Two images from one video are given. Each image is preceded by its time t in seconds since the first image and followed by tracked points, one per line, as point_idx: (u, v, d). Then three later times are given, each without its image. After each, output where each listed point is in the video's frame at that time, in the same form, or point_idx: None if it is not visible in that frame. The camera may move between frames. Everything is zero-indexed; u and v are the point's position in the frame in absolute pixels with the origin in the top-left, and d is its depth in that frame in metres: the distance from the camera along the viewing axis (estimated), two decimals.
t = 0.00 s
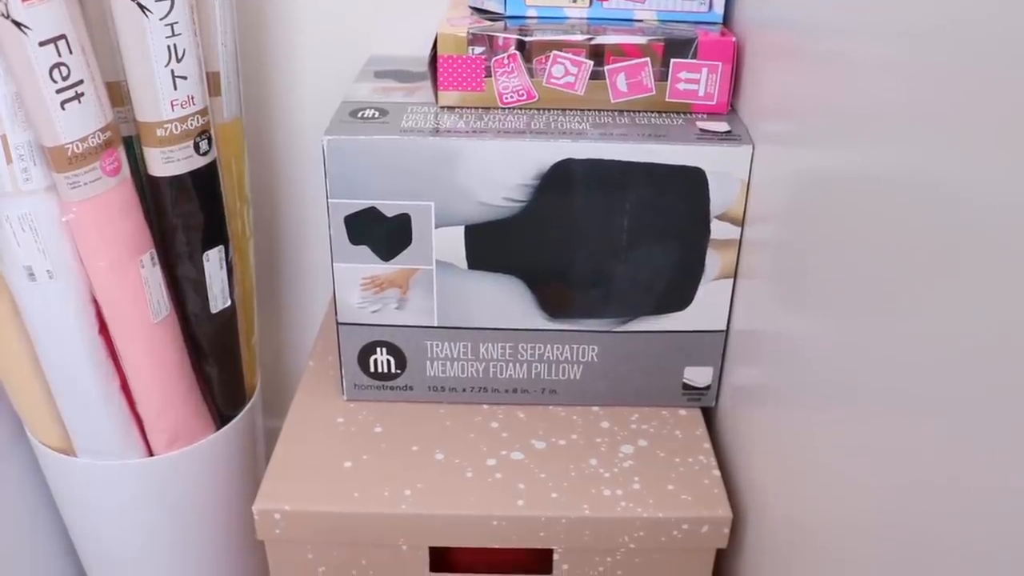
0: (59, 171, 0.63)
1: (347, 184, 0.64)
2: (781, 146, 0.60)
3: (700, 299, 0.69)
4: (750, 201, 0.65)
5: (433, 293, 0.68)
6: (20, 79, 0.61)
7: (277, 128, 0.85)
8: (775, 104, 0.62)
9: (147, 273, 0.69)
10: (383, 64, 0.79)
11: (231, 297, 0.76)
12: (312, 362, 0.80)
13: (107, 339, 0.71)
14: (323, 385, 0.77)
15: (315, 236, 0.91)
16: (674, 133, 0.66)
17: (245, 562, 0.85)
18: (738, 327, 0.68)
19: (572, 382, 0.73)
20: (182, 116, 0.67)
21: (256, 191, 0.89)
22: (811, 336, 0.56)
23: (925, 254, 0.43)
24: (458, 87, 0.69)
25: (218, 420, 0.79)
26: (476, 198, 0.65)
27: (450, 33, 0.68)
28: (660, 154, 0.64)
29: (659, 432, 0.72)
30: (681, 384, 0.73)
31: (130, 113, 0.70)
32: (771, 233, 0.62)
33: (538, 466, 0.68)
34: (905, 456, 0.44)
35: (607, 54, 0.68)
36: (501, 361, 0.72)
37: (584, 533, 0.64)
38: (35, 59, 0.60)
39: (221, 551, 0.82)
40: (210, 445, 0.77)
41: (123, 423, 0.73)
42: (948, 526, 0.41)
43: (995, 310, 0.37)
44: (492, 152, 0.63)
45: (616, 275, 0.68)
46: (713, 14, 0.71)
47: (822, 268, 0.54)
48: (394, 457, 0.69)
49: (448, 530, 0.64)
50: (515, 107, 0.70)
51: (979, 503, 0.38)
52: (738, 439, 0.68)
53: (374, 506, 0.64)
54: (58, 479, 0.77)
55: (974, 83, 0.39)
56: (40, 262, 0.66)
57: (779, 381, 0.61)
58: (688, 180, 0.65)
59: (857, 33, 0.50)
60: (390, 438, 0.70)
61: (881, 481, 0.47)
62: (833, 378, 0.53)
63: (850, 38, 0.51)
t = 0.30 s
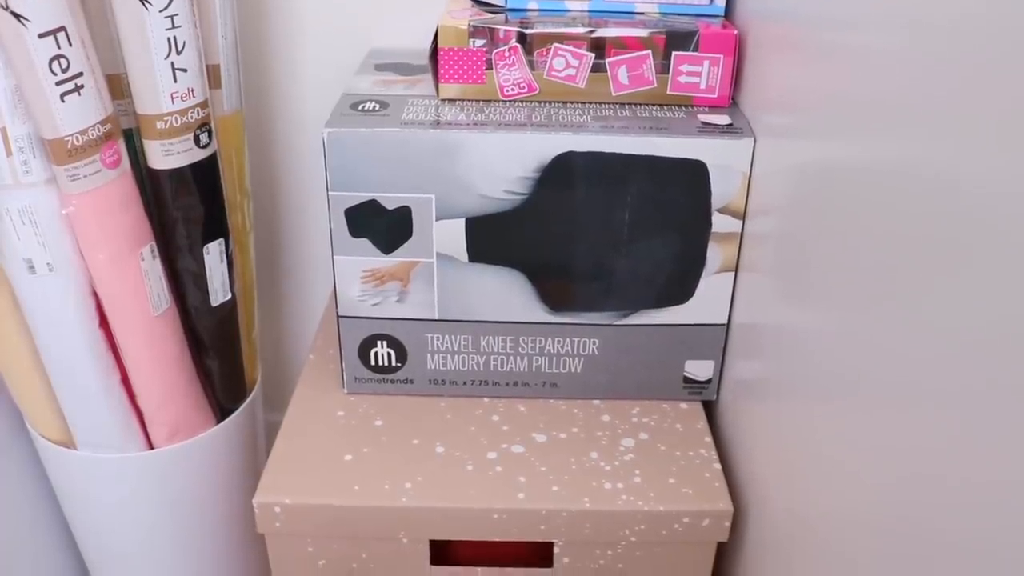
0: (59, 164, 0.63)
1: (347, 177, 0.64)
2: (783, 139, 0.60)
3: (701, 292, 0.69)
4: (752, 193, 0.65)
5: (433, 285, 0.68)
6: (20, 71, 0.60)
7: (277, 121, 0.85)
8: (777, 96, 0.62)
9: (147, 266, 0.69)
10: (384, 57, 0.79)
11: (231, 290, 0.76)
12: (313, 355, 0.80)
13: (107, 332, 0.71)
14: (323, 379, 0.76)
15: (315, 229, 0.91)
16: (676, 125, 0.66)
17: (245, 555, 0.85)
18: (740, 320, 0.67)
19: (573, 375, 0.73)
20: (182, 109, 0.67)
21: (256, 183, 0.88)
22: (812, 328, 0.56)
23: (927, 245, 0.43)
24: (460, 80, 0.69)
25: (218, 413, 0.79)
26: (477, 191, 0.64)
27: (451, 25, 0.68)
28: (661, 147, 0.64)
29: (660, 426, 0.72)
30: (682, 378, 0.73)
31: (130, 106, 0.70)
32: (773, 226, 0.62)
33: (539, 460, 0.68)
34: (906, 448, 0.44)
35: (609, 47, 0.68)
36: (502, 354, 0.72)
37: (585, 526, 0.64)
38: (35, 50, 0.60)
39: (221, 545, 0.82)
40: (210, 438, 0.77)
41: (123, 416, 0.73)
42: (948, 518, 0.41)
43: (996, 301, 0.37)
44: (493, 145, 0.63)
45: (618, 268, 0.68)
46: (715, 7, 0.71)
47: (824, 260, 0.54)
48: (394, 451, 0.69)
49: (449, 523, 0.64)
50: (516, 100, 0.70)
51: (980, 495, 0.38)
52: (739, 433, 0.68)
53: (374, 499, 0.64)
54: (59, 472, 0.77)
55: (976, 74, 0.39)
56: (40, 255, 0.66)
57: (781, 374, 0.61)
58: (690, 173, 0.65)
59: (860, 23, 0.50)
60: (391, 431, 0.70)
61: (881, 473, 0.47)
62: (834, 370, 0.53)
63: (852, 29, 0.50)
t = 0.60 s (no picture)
0: (59, 154, 0.63)
1: (347, 166, 0.64)
2: (785, 129, 0.60)
3: (702, 283, 0.69)
4: (754, 184, 0.65)
5: (434, 276, 0.68)
6: (19, 60, 0.60)
7: (277, 112, 0.85)
8: (779, 86, 0.61)
9: (148, 257, 0.69)
10: (384, 47, 0.78)
11: (232, 281, 0.76)
12: (313, 346, 0.80)
13: (107, 323, 0.70)
14: (323, 370, 0.76)
15: (316, 220, 0.90)
16: (678, 115, 0.66)
17: (246, 546, 0.85)
18: (741, 311, 0.67)
19: (574, 366, 0.72)
20: (182, 99, 0.66)
21: (256, 174, 0.88)
22: (812, 318, 0.55)
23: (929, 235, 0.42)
24: (461, 70, 0.68)
25: (219, 404, 0.79)
26: (477, 181, 0.64)
27: (453, 15, 0.68)
28: (663, 137, 0.63)
29: (661, 417, 0.72)
30: (683, 369, 0.73)
31: (130, 96, 0.70)
32: (774, 216, 0.62)
33: (540, 450, 0.68)
34: (906, 438, 0.44)
35: (611, 36, 0.67)
36: (503, 345, 0.71)
37: (585, 516, 0.64)
38: (34, 39, 0.60)
39: (222, 535, 0.82)
40: (210, 429, 0.77)
41: (124, 407, 0.73)
42: (949, 508, 0.41)
43: (999, 290, 0.37)
44: (494, 135, 0.63)
45: (619, 259, 0.68)
46: None
47: (825, 250, 0.54)
48: (395, 441, 0.68)
49: (450, 514, 0.64)
50: (518, 90, 0.69)
51: (981, 485, 0.38)
52: (741, 423, 0.68)
53: (375, 489, 0.64)
54: (59, 463, 0.76)
55: (979, 61, 0.38)
56: (40, 246, 0.65)
57: (782, 364, 0.61)
58: (691, 163, 0.65)
59: (863, 12, 0.49)
60: (392, 422, 0.70)
61: (882, 463, 0.47)
62: (836, 360, 0.52)
63: (855, 18, 0.50)
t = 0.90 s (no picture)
0: (59, 143, 0.63)
1: (349, 155, 0.64)
2: (787, 118, 0.60)
3: (704, 274, 0.68)
4: (755, 173, 0.65)
5: (436, 266, 0.68)
6: (19, 50, 0.60)
7: (278, 103, 0.85)
8: (781, 76, 0.61)
9: (148, 247, 0.69)
10: (385, 37, 0.78)
11: (233, 272, 0.76)
12: (314, 336, 0.79)
13: (108, 313, 0.70)
14: (324, 360, 0.76)
15: (316, 211, 0.90)
16: (679, 104, 0.65)
17: (247, 537, 0.85)
18: (743, 301, 0.67)
19: (575, 356, 0.72)
20: (182, 88, 0.66)
21: (256, 164, 0.88)
22: (812, 307, 0.55)
23: (930, 224, 0.42)
24: (462, 59, 0.68)
25: (220, 395, 0.79)
26: (479, 170, 0.64)
27: (454, 4, 0.68)
28: (665, 126, 0.63)
29: (663, 407, 0.72)
30: (685, 359, 0.72)
31: (131, 85, 0.69)
32: (776, 206, 0.62)
33: (542, 440, 0.68)
34: (908, 426, 0.44)
35: (612, 26, 0.67)
36: (505, 335, 0.71)
37: (587, 507, 0.64)
38: (34, 29, 0.60)
39: (223, 526, 0.82)
40: (211, 420, 0.77)
41: (124, 397, 0.73)
42: (951, 497, 0.41)
43: (1001, 277, 0.37)
44: (496, 123, 0.63)
45: (621, 248, 0.67)
46: None
47: (826, 238, 0.54)
48: (397, 431, 0.68)
49: (451, 504, 0.64)
50: (519, 80, 0.69)
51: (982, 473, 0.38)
52: (742, 413, 0.68)
53: (376, 479, 0.64)
54: (60, 453, 0.76)
55: (983, 47, 0.38)
56: (41, 235, 0.65)
57: (784, 354, 0.61)
58: (693, 152, 0.64)
59: None
60: (393, 412, 0.70)
61: (883, 451, 0.47)
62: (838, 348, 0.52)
63: (857, 6, 0.50)
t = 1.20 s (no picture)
0: (59, 134, 0.63)
1: (349, 145, 0.63)
2: (788, 108, 0.60)
3: (705, 264, 0.68)
4: (756, 164, 0.64)
5: (437, 256, 0.68)
6: (19, 40, 0.60)
7: (278, 94, 0.85)
8: (782, 66, 0.61)
9: (149, 238, 0.69)
10: (385, 28, 0.78)
11: (233, 263, 0.75)
12: (314, 328, 0.79)
13: (108, 304, 0.70)
14: (324, 351, 0.76)
15: (317, 202, 0.90)
16: (680, 95, 0.65)
17: (247, 528, 0.85)
18: (744, 292, 0.67)
19: (576, 347, 0.72)
20: (182, 79, 0.66)
21: (256, 155, 0.88)
22: (813, 297, 0.55)
23: (932, 212, 0.42)
24: (463, 50, 0.68)
25: (221, 386, 0.79)
26: (479, 161, 0.64)
27: None
28: (666, 116, 0.63)
29: (664, 398, 0.71)
30: (686, 350, 0.72)
31: (131, 76, 0.69)
32: (777, 196, 0.61)
33: (542, 431, 0.68)
34: (909, 414, 0.44)
35: (612, 16, 0.67)
36: (506, 326, 0.71)
37: (588, 498, 0.64)
38: (34, 19, 0.59)
39: (223, 517, 0.82)
40: (211, 412, 0.77)
41: (124, 389, 0.73)
42: (951, 485, 0.40)
43: (1003, 264, 0.37)
44: (497, 113, 0.63)
45: (621, 239, 0.67)
46: None
47: (828, 227, 0.54)
48: (397, 422, 0.68)
49: (452, 494, 0.64)
50: (520, 70, 0.69)
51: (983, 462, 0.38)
52: (743, 404, 0.68)
53: (377, 470, 0.64)
54: (60, 444, 0.76)
55: (986, 36, 0.38)
56: (41, 226, 0.65)
57: (784, 344, 0.61)
58: (694, 143, 0.64)
59: None
60: (394, 403, 0.70)
61: (884, 440, 0.47)
62: (839, 338, 0.52)
63: None
